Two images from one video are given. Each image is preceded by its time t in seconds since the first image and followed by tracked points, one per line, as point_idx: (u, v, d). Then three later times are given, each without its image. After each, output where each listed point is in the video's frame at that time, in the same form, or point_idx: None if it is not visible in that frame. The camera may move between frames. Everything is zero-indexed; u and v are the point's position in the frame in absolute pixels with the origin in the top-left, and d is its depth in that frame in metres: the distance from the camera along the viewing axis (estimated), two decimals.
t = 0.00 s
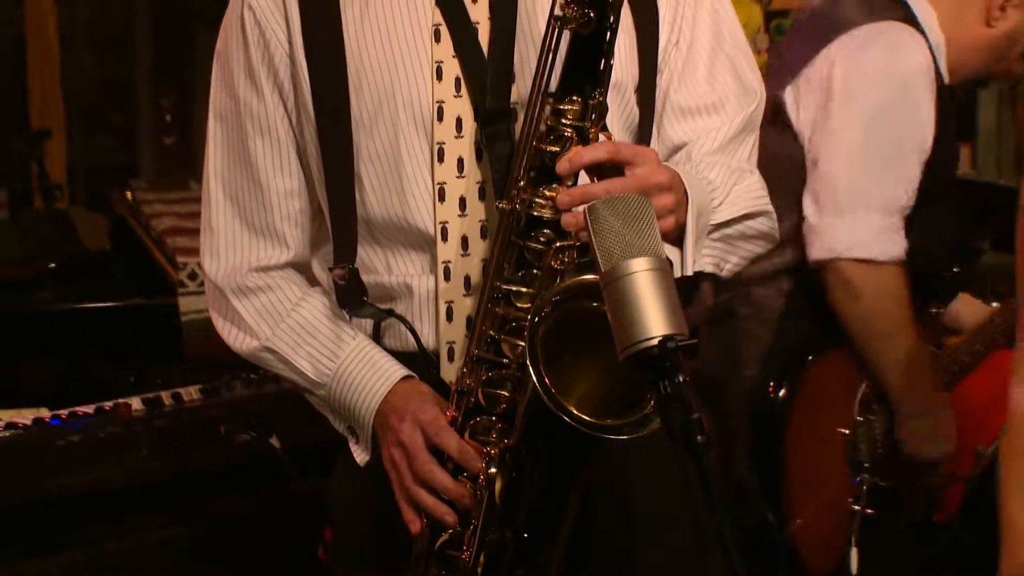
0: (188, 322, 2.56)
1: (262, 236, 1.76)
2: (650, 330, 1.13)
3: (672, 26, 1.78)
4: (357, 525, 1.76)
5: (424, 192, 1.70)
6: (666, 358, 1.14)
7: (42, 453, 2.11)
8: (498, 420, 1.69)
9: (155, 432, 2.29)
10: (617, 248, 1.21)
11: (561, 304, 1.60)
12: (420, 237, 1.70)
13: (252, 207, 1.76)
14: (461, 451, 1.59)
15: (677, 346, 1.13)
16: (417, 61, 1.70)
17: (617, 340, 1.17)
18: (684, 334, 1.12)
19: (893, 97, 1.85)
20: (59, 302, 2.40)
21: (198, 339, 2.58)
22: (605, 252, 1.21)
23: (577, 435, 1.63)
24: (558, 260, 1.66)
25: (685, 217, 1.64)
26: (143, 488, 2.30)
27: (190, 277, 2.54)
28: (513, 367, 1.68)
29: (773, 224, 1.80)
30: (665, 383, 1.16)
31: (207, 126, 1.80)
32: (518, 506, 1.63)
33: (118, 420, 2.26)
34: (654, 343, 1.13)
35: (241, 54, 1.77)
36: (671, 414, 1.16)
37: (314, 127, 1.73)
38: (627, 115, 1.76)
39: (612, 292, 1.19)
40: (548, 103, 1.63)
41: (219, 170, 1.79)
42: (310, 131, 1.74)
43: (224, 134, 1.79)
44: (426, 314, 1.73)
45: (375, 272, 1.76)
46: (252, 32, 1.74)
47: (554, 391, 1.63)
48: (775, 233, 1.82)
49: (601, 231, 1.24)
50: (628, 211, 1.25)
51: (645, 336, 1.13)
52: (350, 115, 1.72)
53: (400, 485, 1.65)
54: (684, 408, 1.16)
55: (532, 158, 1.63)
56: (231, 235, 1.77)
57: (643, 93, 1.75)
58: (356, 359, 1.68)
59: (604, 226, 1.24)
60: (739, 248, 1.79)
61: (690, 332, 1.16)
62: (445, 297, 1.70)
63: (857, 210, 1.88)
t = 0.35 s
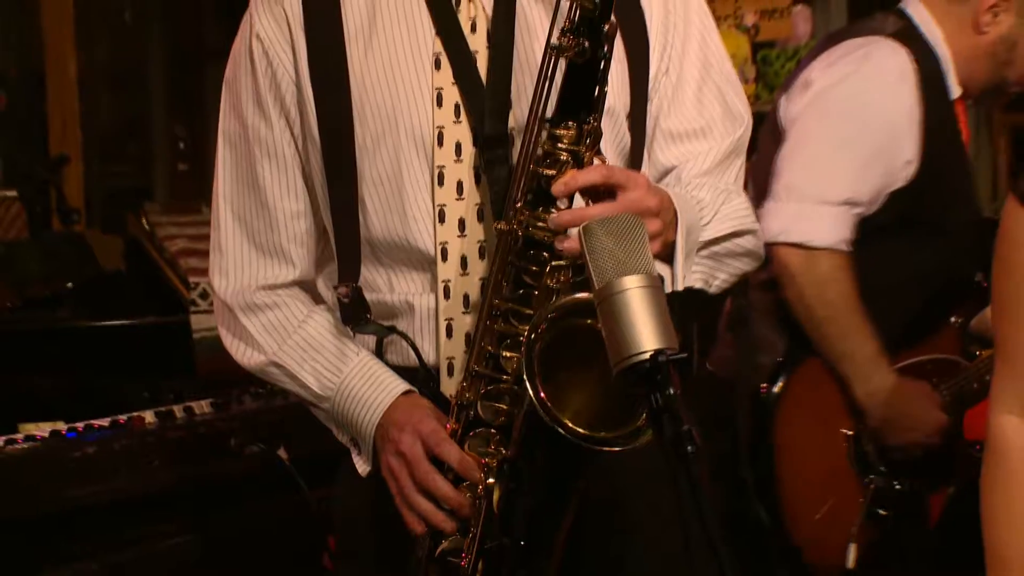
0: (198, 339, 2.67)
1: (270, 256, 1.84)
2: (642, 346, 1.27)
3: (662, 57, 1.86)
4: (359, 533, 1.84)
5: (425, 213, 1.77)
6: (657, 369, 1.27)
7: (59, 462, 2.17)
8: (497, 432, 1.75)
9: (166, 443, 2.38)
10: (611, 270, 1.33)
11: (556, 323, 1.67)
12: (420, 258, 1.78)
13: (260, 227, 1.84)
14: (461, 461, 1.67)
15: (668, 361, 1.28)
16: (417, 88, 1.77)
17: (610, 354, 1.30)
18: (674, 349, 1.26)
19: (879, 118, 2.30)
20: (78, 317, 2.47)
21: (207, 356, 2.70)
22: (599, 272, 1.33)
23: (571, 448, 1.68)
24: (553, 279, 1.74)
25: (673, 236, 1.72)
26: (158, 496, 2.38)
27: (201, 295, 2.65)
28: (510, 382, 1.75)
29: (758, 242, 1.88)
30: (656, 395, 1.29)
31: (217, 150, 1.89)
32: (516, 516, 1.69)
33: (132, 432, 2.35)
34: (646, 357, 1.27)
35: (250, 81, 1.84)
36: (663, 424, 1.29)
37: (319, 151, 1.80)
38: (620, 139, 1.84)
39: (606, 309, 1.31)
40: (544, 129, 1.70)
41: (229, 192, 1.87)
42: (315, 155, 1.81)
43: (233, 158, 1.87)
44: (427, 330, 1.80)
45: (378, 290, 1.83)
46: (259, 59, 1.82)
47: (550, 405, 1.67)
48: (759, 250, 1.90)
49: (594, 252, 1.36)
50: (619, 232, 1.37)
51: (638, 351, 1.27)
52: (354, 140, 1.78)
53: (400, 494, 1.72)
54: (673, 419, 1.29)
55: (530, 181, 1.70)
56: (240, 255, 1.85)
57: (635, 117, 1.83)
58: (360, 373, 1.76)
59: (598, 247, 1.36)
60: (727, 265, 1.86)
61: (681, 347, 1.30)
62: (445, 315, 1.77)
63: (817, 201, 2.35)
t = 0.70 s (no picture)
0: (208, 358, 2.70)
1: (275, 277, 1.91)
2: (634, 362, 1.33)
3: (653, 87, 1.94)
4: (362, 543, 1.90)
5: (425, 234, 1.84)
6: (648, 384, 1.35)
7: (74, 477, 2.34)
8: (496, 445, 1.80)
9: (176, 459, 2.50)
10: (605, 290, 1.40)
11: (555, 338, 1.72)
12: (421, 278, 1.85)
13: (266, 249, 1.91)
14: (463, 471, 1.72)
15: (658, 375, 1.35)
16: (419, 115, 1.84)
17: (604, 369, 1.36)
18: (664, 366, 1.33)
19: (820, 149, 2.41)
20: (91, 340, 2.56)
21: (216, 374, 2.72)
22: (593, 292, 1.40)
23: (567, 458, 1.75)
24: (551, 297, 1.79)
25: (662, 260, 1.80)
26: (169, 509, 2.46)
27: (211, 316, 2.71)
28: (508, 396, 1.80)
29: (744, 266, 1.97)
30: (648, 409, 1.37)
31: (223, 173, 1.96)
32: (514, 524, 1.75)
33: (143, 447, 2.49)
34: (637, 373, 1.33)
35: (257, 108, 1.92)
36: (655, 439, 1.39)
37: (323, 175, 1.87)
38: (611, 164, 1.92)
39: (599, 326, 1.38)
40: (541, 152, 1.76)
41: (236, 214, 1.95)
42: (319, 179, 1.88)
43: (240, 181, 1.95)
44: (427, 348, 1.87)
45: (380, 309, 1.90)
46: (266, 86, 1.89)
47: (549, 420, 1.71)
48: (746, 273, 1.99)
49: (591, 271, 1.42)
50: (614, 254, 1.44)
51: (628, 366, 1.33)
52: (359, 165, 1.86)
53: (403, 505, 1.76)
54: (664, 430, 1.37)
55: (528, 203, 1.76)
56: (246, 275, 1.92)
57: (626, 144, 1.92)
58: (362, 390, 1.82)
59: (595, 267, 1.42)
60: (713, 288, 1.96)
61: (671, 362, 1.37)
62: (445, 333, 1.83)
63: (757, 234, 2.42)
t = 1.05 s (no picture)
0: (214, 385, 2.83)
1: (280, 304, 1.97)
2: (625, 384, 1.41)
3: (642, 120, 2.04)
4: (363, 558, 1.97)
5: (424, 261, 1.91)
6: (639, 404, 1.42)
7: (85, 498, 2.42)
8: (492, 462, 1.86)
9: (183, 478, 2.58)
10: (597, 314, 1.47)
11: (548, 356, 1.79)
12: (420, 303, 1.91)
13: (271, 277, 1.98)
14: (459, 488, 1.79)
15: (648, 397, 1.42)
16: (418, 147, 1.91)
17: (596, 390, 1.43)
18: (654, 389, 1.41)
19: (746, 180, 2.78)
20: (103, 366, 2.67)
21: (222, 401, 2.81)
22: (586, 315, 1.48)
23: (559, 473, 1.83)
24: (544, 318, 1.87)
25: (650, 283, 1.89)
26: (174, 528, 2.60)
27: (217, 343, 2.78)
28: (503, 414, 1.86)
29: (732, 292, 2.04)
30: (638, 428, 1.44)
31: (230, 206, 2.03)
32: (509, 537, 1.83)
33: (150, 467, 2.56)
34: (628, 395, 1.41)
35: (262, 142, 1.99)
36: (643, 453, 1.45)
37: (326, 205, 1.94)
38: (602, 194, 2.01)
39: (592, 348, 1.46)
40: (533, 179, 1.85)
41: (241, 244, 2.01)
42: (321, 209, 1.95)
43: (245, 213, 2.02)
44: (427, 370, 1.93)
45: (381, 334, 1.96)
46: (272, 120, 1.96)
47: (540, 433, 1.80)
48: (734, 299, 2.07)
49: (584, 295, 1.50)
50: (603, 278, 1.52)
51: (620, 388, 1.41)
52: (359, 194, 1.92)
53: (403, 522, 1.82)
54: (653, 448, 1.43)
55: (522, 228, 1.84)
56: (252, 303, 1.98)
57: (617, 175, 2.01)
58: (364, 411, 1.88)
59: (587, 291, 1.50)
60: (701, 314, 2.03)
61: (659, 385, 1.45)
62: (443, 355, 1.90)
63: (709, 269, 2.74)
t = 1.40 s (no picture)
0: (216, 431, 2.79)
1: (279, 348, 2.01)
2: (618, 426, 1.49)
3: (634, 168, 2.06)
4: None
5: (420, 305, 1.93)
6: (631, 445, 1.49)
7: (87, 541, 2.48)
8: (484, 503, 1.90)
9: (184, 523, 2.62)
10: (591, 356, 1.55)
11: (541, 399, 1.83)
12: (415, 347, 1.93)
13: (270, 322, 2.01)
14: (454, 530, 1.81)
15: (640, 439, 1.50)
16: (413, 193, 1.94)
17: (590, 433, 1.52)
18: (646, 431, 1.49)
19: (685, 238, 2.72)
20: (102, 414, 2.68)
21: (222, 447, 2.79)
22: (580, 358, 1.55)
23: (551, 515, 1.83)
24: (538, 361, 1.92)
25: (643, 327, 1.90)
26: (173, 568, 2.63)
27: (218, 392, 2.78)
28: (497, 458, 1.90)
29: (723, 336, 2.11)
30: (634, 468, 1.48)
31: (230, 252, 2.06)
32: None
33: (151, 513, 2.58)
34: (621, 436, 1.49)
35: (261, 189, 2.02)
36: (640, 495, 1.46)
37: (324, 251, 1.97)
38: (594, 238, 2.03)
39: (585, 391, 1.53)
40: (527, 225, 1.89)
41: (241, 289, 2.05)
42: (319, 255, 1.98)
43: (245, 259, 2.05)
44: (423, 414, 1.95)
45: (377, 377, 1.98)
46: (271, 168, 2.00)
47: (533, 476, 1.82)
48: (724, 343, 2.13)
49: (578, 340, 1.57)
50: (599, 323, 1.59)
51: (614, 430, 1.49)
52: (356, 240, 1.95)
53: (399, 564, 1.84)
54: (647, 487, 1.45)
55: (515, 274, 1.88)
56: (252, 348, 2.02)
57: (609, 222, 2.02)
58: (361, 454, 1.91)
59: (581, 336, 1.57)
60: (692, 358, 2.11)
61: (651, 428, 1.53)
62: (439, 399, 1.94)
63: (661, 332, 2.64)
